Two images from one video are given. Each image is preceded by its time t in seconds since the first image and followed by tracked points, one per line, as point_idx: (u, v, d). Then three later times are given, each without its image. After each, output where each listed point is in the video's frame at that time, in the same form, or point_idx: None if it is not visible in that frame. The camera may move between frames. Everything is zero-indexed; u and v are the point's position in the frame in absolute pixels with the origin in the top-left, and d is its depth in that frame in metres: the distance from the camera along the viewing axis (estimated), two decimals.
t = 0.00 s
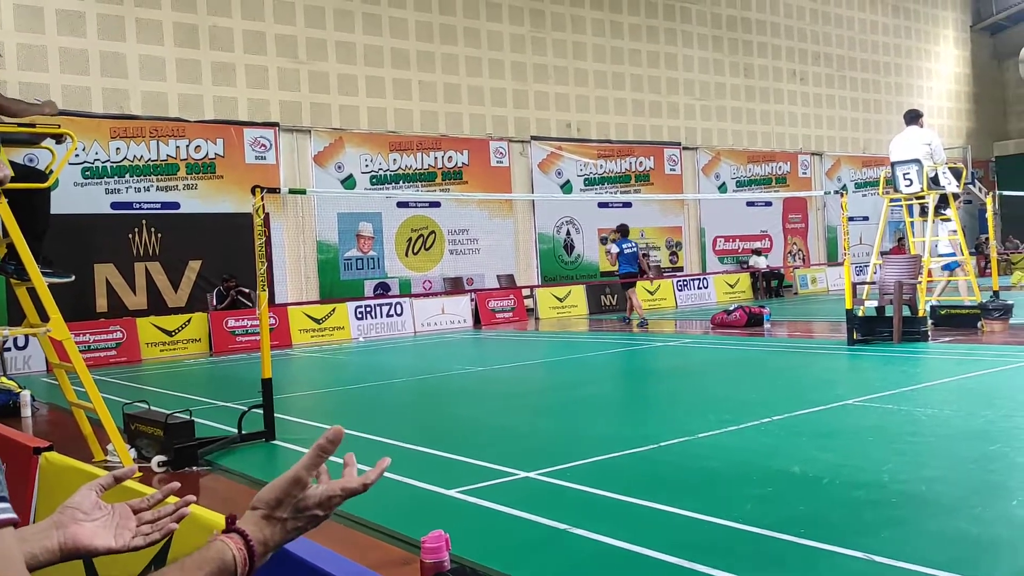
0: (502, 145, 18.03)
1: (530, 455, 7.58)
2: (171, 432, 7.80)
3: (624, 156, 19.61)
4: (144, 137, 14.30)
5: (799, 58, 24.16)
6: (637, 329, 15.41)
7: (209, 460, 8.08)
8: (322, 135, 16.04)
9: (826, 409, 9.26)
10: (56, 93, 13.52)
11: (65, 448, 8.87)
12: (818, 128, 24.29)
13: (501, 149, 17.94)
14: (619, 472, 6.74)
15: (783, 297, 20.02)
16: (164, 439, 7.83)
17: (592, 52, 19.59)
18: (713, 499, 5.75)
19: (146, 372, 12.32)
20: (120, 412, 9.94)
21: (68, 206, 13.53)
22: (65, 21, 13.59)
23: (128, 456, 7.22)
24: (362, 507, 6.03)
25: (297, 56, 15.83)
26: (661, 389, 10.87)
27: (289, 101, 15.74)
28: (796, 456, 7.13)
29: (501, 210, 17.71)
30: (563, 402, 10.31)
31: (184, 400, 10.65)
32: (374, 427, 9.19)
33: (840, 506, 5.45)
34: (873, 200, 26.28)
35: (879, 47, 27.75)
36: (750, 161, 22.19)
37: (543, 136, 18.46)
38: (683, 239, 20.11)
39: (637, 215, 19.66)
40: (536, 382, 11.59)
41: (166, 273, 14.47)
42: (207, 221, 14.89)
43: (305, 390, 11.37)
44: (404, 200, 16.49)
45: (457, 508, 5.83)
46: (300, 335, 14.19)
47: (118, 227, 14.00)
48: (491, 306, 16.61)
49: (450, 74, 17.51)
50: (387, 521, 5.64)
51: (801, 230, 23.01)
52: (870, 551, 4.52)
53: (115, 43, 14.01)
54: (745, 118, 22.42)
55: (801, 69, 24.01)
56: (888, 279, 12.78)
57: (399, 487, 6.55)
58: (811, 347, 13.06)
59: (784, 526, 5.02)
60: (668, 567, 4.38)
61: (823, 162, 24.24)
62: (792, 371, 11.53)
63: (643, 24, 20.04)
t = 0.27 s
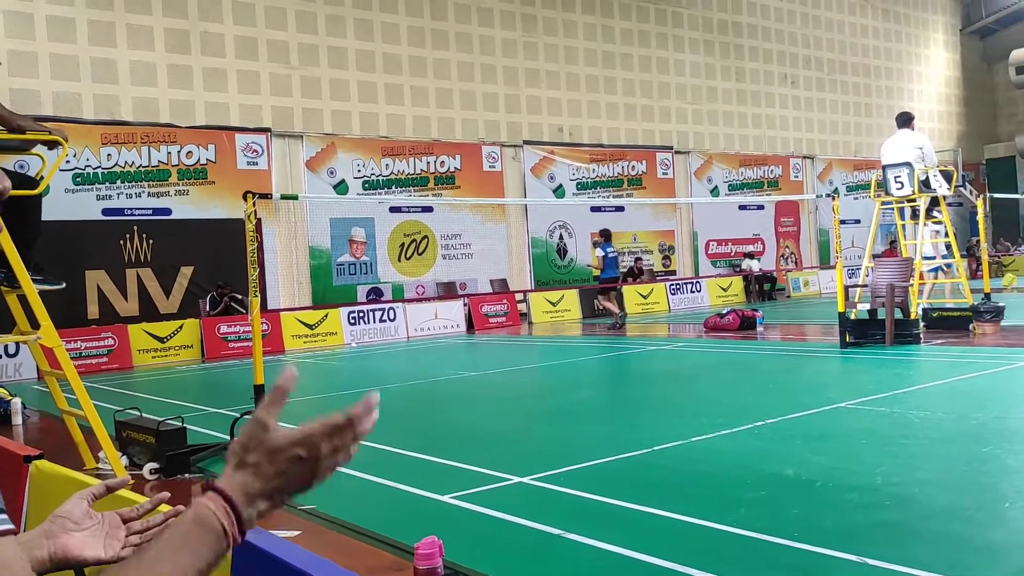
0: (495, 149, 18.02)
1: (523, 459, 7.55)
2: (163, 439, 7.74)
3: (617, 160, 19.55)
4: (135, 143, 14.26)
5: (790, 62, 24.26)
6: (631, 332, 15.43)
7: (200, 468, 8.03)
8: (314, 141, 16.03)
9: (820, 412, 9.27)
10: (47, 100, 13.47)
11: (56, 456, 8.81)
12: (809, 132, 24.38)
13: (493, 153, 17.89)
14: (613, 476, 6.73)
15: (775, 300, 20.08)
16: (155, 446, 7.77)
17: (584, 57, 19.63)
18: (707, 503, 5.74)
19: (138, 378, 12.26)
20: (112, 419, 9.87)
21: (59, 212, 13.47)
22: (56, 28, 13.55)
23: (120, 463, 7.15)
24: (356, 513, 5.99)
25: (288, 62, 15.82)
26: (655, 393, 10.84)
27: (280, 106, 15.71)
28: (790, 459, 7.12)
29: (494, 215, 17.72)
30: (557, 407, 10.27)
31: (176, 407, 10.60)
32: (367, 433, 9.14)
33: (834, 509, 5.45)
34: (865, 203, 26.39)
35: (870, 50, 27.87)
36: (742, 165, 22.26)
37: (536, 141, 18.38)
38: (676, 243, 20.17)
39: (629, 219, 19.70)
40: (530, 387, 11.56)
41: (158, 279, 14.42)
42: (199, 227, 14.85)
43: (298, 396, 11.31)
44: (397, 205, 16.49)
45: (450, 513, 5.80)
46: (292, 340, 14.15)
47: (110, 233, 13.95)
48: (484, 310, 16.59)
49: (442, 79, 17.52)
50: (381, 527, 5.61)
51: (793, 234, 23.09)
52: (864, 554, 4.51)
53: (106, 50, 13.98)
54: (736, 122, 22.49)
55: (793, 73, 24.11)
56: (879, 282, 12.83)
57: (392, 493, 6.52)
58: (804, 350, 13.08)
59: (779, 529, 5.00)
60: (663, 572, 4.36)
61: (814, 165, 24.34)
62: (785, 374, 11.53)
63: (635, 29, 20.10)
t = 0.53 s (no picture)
0: (489, 153, 17.93)
1: (520, 464, 7.55)
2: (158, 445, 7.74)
3: (611, 164, 20.02)
4: (130, 149, 14.26)
5: (783, 66, 24.38)
6: (626, 336, 15.46)
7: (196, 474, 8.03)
8: (309, 146, 16.04)
9: (815, 415, 9.30)
10: (41, 106, 13.43)
11: (51, 462, 8.80)
12: (803, 136, 24.48)
13: (489, 158, 17.83)
14: (609, 480, 6.74)
15: (770, 303, 20.16)
16: (150, 452, 7.77)
17: (578, 61, 19.69)
18: (703, 506, 5.76)
19: (133, 385, 12.23)
20: (106, 425, 9.86)
21: (54, 218, 13.45)
22: (49, 34, 13.53)
23: (116, 469, 7.14)
24: (352, 519, 5.98)
25: (283, 67, 15.83)
26: (652, 397, 10.85)
27: (275, 111, 15.71)
28: (786, 461, 7.14)
29: (490, 219, 17.75)
30: (553, 411, 10.26)
31: (171, 413, 10.58)
32: (363, 438, 9.13)
33: (829, 512, 5.47)
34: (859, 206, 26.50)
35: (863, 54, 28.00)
36: (737, 168, 22.35)
37: (530, 145, 18.72)
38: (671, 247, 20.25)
39: (624, 223, 19.76)
40: (526, 391, 11.55)
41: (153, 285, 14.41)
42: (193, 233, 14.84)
43: (294, 402, 11.29)
44: (392, 209, 16.51)
45: (447, 518, 5.80)
46: (288, 346, 14.15)
47: (104, 239, 13.93)
48: (480, 315, 16.60)
49: (437, 84, 17.55)
50: (377, 532, 5.61)
51: (788, 237, 23.18)
52: (860, 556, 4.53)
53: (101, 56, 13.98)
54: (730, 126, 22.57)
55: (786, 77, 24.22)
56: (874, 284, 12.88)
57: (389, 498, 6.51)
58: (799, 354, 13.11)
59: (774, 532, 5.02)
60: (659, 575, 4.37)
61: (808, 169, 24.45)
62: (781, 378, 11.55)
63: (629, 33, 20.15)
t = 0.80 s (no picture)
0: (486, 157, 18.23)
1: (516, 468, 7.53)
2: (154, 451, 7.71)
3: (607, 168, 19.72)
4: (126, 153, 14.25)
5: (779, 69, 24.43)
6: (623, 340, 15.46)
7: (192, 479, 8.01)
8: (305, 150, 16.03)
9: (812, 418, 9.29)
10: (37, 111, 13.43)
11: (48, 468, 8.75)
12: (799, 138, 24.51)
13: (485, 161, 18.09)
14: (605, 483, 6.74)
15: (767, 306, 20.17)
16: (147, 458, 7.74)
17: (574, 64, 19.69)
18: (699, 509, 5.75)
19: (130, 389, 12.21)
20: (103, 430, 9.84)
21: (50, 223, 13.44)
22: (45, 38, 13.51)
23: (112, 475, 7.10)
24: (347, 524, 5.96)
25: (279, 71, 15.80)
26: (649, 400, 10.84)
27: (271, 115, 15.70)
28: (782, 464, 7.13)
29: (486, 223, 17.76)
30: (550, 415, 10.24)
31: (167, 417, 10.56)
32: (359, 442, 9.10)
33: (825, 515, 5.46)
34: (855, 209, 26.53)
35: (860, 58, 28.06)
36: (733, 171, 22.37)
37: (527, 149, 18.73)
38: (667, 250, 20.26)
39: (620, 226, 19.77)
40: (523, 395, 11.53)
41: (149, 289, 14.38)
42: (190, 237, 14.83)
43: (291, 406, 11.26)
44: (388, 213, 16.51)
45: (442, 522, 5.79)
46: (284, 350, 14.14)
47: (101, 243, 13.92)
48: (476, 318, 16.61)
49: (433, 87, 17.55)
50: (372, 537, 5.60)
51: (784, 240, 23.20)
52: (856, 559, 4.52)
53: (96, 60, 13.96)
54: (727, 129, 22.60)
55: (782, 80, 24.27)
56: (870, 287, 12.89)
57: (384, 503, 6.50)
58: (796, 356, 13.11)
59: (770, 535, 5.02)
60: None
61: (804, 172, 24.50)
62: (777, 381, 11.55)
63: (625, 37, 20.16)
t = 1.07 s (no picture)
0: (484, 159, 18.22)
1: (516, 470, 7.54)
2: (153, 453, 7.67)
3: (607, 169, 19.72)
4: (125, 156, 14.25)
5: (778, 71, 24.47)
6: (622, 341, 15.47)
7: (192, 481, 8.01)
8: (304, 151, 16.03)
9: (811, 419, 9.30)
10: (36, 113, 13.47)
11: (47, 470, 8.75)
12: (798, 140, 24.55)
13: (484, 163, 18.06)
14: (605, 485, 6.74)
15: (765, 308, 20.20)
16: (146, 460, 7.71)
17: (573, 66, 19.69)
18: (698, 511, 5.76)
19: (129, 392, 12.20)
20: (102, 433, 9.84)
21: (49, 225, 13.43)
22: (44, 40, 13.53)
23: (111, 478, 7.10)
24: (347, 525, 5.97)
25: (278, 72, 15.80)
26: (648, 402, 10.84)
27: (270, 117, 15.70)
28: (782, 466, 7.14)
29: (486, 225, 17.77)
30: (549, 417, 10.25)
31: (166, 420, 10.55)
32: (359, 444, 9.11)
33: (824, 516, 5.48)
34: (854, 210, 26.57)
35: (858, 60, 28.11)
36: (732, 173, 22.42)
37: (525, 151, 18.78)
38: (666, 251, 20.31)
39: (619, 228, 19.80)
40: (522, 397, 11.54)
41: (148, 292, 14.38)
42: (189, 240, 14.83)
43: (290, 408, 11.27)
44: (388, 215, 16.51)
45: (442, 524, 5.80)
46: (284, 352, 14.16)
47: (100, 245, 13.91)
48: (475, 320, 16.61)
49: (432, 89, 17.57)
50: (372, 539, 5.61)
51: (782, 242, 23.23)
52: (854, 560, 4.54)
53: (94, 62, 13.96)
54: (725, 131, 22.63)
55: (781, 82, 24.30)
56: (869, 289, 12.90)
57: (384, 504, 6.50)
58: (795, 358, 13.12)
59: (769, 536, 5.03)
60: None
61: (803, 174, 24.54)
62: (776, 382, 11.56)
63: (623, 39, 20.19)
